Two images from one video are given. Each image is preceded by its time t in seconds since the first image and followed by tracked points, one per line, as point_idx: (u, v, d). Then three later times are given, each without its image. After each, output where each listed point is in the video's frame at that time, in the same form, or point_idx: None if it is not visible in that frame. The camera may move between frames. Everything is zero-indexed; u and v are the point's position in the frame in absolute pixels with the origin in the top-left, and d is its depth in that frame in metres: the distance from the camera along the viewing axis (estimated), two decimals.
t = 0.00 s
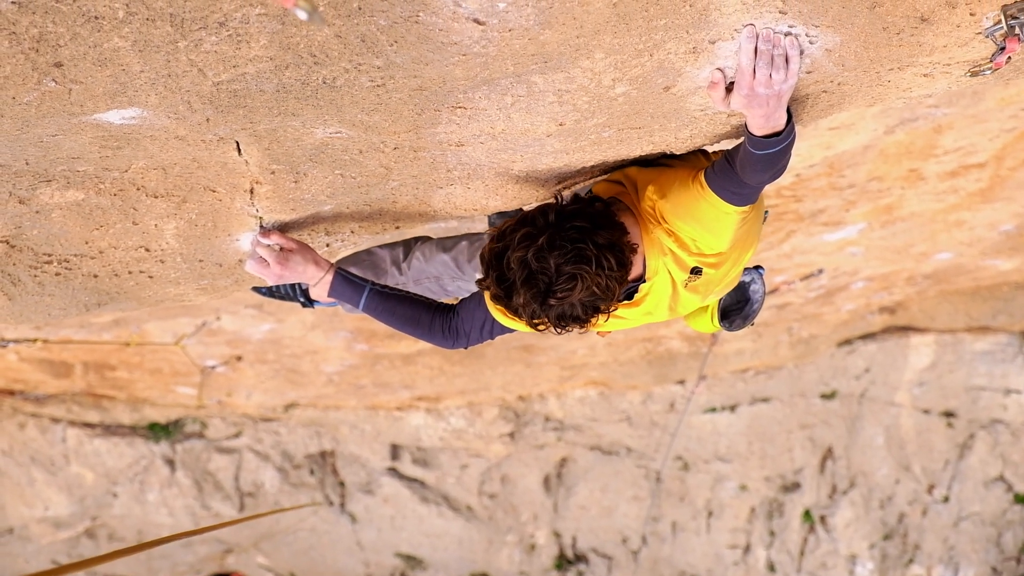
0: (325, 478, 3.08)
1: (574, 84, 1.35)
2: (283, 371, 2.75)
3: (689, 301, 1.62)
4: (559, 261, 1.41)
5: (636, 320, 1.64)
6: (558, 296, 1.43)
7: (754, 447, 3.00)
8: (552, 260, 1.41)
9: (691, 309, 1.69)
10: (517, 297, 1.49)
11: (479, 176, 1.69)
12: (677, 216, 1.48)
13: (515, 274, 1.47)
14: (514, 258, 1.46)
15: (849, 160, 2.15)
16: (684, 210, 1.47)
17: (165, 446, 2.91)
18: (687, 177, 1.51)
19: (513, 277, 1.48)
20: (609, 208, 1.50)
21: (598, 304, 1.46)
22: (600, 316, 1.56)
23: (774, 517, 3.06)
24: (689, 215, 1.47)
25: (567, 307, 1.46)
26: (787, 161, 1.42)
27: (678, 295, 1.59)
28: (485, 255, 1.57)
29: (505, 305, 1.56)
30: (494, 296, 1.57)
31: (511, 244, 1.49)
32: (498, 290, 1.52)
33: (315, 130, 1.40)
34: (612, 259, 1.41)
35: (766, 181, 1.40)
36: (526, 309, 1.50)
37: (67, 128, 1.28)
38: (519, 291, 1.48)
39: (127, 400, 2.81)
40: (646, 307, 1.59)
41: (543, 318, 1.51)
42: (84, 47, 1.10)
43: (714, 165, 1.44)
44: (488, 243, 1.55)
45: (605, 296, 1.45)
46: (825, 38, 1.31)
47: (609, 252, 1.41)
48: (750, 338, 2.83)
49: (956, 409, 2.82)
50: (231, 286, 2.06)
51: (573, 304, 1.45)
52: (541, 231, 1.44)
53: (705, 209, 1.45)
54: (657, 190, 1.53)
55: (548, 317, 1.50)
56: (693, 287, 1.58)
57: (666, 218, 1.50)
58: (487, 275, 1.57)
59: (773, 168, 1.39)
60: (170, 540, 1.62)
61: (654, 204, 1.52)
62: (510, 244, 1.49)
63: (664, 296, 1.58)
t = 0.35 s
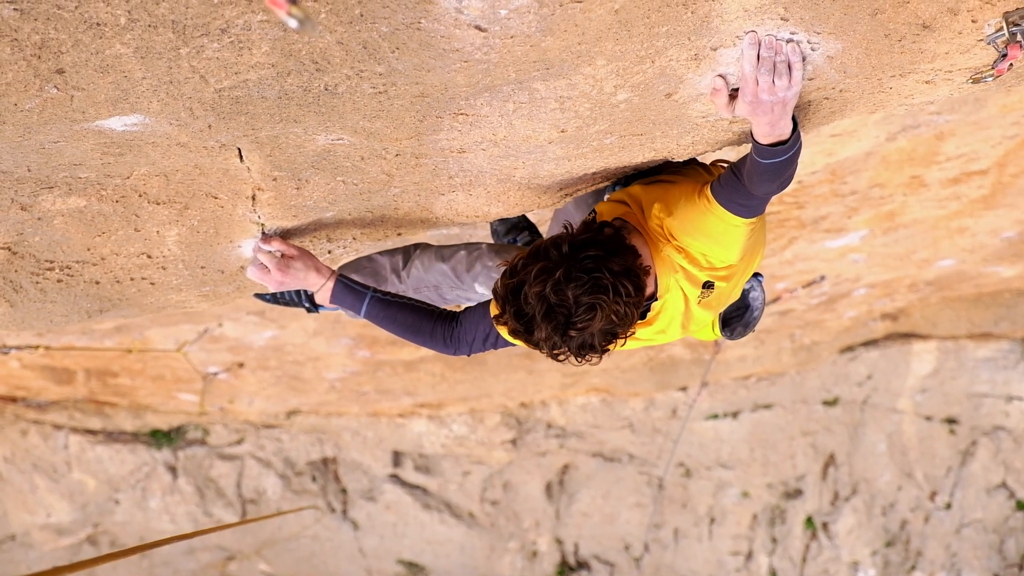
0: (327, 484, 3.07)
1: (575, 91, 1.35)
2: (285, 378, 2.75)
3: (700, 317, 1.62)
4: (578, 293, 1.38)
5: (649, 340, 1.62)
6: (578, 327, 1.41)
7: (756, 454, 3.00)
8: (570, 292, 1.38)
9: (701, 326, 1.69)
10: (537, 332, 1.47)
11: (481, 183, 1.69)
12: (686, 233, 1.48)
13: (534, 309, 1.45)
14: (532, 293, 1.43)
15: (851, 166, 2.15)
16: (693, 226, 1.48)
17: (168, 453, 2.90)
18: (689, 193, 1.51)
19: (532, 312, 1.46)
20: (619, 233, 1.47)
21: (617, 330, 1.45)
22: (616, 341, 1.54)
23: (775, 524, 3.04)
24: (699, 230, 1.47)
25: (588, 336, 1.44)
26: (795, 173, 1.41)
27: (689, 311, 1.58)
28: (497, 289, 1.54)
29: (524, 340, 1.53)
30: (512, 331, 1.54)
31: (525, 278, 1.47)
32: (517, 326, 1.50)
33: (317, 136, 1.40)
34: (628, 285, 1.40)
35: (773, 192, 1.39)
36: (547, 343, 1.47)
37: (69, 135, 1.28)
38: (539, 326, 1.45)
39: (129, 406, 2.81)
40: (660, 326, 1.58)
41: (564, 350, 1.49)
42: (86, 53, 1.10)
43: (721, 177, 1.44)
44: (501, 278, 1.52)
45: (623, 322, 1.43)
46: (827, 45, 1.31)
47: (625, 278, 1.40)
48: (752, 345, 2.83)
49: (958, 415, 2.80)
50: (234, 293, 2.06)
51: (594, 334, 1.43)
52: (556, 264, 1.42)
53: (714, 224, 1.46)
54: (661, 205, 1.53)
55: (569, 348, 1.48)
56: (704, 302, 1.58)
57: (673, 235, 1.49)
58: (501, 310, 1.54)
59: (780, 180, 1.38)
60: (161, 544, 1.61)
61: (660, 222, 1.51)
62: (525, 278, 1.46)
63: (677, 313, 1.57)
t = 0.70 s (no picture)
0: (330, 494, 3.05)
1: (577, 99, 1.35)
2: (287, 388, 2.75)
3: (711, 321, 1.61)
4: (591, 287, 1.39)
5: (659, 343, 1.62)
6: (589, 322, 1.41)
7: (759, 462, 2.99)
8: (582, 286, 1.39)
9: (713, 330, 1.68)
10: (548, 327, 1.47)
11: (483, 192, 1.69)
12: (694, 236, 1.48)
13: (546, 303, 1.45)
14: (544, 287, 1.44)
15: (853, 174, 2.14)
16: (700, 228, 1.47)
17: (170, 462, 2.89)
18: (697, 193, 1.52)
19: (543, 307, 1.46)
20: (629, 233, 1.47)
21: (627, 328, 1.45)
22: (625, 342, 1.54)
23: (779, 532, 3.04)
24: (708, 234, 1.47)
25: (598, 333, 1.44)
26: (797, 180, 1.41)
27: (700, 315, 1.58)
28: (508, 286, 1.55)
29: (534, 337, 1.53)
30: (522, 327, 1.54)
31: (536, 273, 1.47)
32: (527, 321, 1.50)
33: (318, 145, 1.40)
34: (640, 282, 1.40)
35: (776, 198, 1.39)
36: (558, 338, 1.47)
37: (70, 145, 1.28)
38: (551, 321, 1.45)
39: (132, 416, 2.80)
40: (670, 329, 1.57)
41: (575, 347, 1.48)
42: (88, 63, 1.10)
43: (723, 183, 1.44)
44: (512, 274, 1.53)
45: (633, 321, 1.43)
46: (829, 52, 1.31)
47: (637, 275, 1.40)
48: (754, 354, 2.80)
49: (961, 423, 2.81)
50: (235, 302, 2.06)
51: (606, 330, 1.43)
52: (568, 258, 1.42)
53: (722, 227, 1.45)
54: (669, 207, 1.54)
55: (578, 345, 1.47)
56: (714, 305, 1.57)
57: (682, 239, 1.50)
58: (512, 306, 1.54)
59: (783, 186, 1.38)
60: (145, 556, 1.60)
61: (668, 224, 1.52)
62: (537, 274, 1.47)
63: (686, 316, 1.56)
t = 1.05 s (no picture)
0: (331, 503, 3.03)
1: (579, 108, 1.35)
2: (289, 397, 2.74)
3: (709, 332, 1.61)
4: (601, 274, 1.41)
5: (655, 350, 1.62)
6: (593, 309, 1.42)
7: (760, 470, 2.98)
8: (591, 271, 1.40)
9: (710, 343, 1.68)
10: (551, 309, 1.47)
11: (483, 201, 1.69)
12: (696, 245, 1.49)
13: (552, 284, 1.46)
14: (553, 268, 1.45)
15: (854, 183, 2.13)
16: (702, 236, 1.48)
17: (172, 471, 2.88)
18: (700, 199, 1.52)
19: (549, 288, 1.47)
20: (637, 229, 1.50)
21: (627, 322, 1.46)
22: (621, 339, 1.54)
23: (780, 541, 3.02)
24: (709, 243, 1.47)
25: (599, 323, 1.45)
26: (801, 188, 1.41)
27: (698, 324, 1.58)
28: (513, 269, 1.56)
29: (532, 319, 1.53)
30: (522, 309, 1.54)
31: (546, 257, 1.49)
32: (529, 301, 1.50)
33: (319, 155, 1.40)
34: (648, 276, 1.43)
35: (779, 207, 1.39)
36: (558, 322, 1.47)
37: (72, 154, 1.28)
38: (555, 303, 1.46)
39: (133, 426, 2.80)
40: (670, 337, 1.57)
41: (574, 333, 1.48)
42: (89, 73, 1.11)
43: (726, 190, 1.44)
44: (520, 256, 1.54)
45: (635, 315, 1.44)
46: (829, 61, 1.31)
47: (646, 269, 1.43)
48: (756, 362, 2.80)
49: (962, 431, 2.80)
50: (237, 311, 2.05)
51: (607, 320, 1.44)
52: (582, 243, 1.45)
53: (724, 238, 1.45)
54: (671, 213, 1.54)
55: (578, 334, 1.48)
56: (713, 316, 1.58)
57: (684, 248, 1.50)
58: (515, 287, 1.55)
59: (787, 194, 1.38)
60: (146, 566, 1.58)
61: (670, 231, 1.52)
62: (546, 256, 1.49)
63: (686, 324, 1.56)
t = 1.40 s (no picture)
0: (332, 512, 3.02)
1: (579, 117, 1.35)
2: (289, 406, 2.74)
3: (695, 343, 1.61)
4: (611, 269, 1.39)
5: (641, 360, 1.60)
6: (600, 302, 1.40)
7: (761, 479, 2.97)
8: (601, 264, 1.39)
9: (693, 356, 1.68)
10: (555, 300, 1.44)
11: (484, 210, 1.69)
12: (691, 253, 1.49)
13: (559, 273, 1.43)
14: (563, 258, 1.43)
15: (854, 192, 2.13)
16: (697, 244, 1.48)
17: (172, 480, 2.87)
18: (692, 208, 1.52)
19: (555, 278, 1.44)
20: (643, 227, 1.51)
21: (629, 320, 1.45)
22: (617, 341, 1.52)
23: (780, 550, 3.02)
24: (704, 251, 1.47)
25: (603, 318, 1.42)
26: (804, 199, 1.41)
27: (685, 333, 1.58)
28: (518, 258, 1.53)
29: (533, 308, 1.49)
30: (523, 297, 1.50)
31: (554, 248, 1.47)
32: (532, 289, 1.46)
33: (319, 164, 1.41)
34: (655, 274, 1.43)
35: (782, 216, 1.39)
36: (561, 312, 1.44)
37: (72, 162, 1.28)
38: (561, 293, 1.43)
39: (133, 434, 2.79)
40: (658, 344, 1.56)
41: (575, 326, 1.45)
42: (89, 82, 1.11)
43: (727, 199, 1.43)
44: (530, 245, 1.52)
45: (638, 313, 1.44)
46: (829, 70, 1.31)
47: (653, 266, 1.44)
48: (756, 371, 2.80)
49: (963, 440, 2.80)
50: (237, 320, 2.05)
51: (611, 317, 1.42)
52: (594, 238, 1.44)
53: (721, 246, 1.46)
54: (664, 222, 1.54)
55: (579, 328, 1.45)
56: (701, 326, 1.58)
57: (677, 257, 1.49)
58: (519, 276, 1.52)
59: (790, 204, 1.37)
60: None
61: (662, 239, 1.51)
62: (556, 247, 1.46)
63: (674, 332, 1.55)
